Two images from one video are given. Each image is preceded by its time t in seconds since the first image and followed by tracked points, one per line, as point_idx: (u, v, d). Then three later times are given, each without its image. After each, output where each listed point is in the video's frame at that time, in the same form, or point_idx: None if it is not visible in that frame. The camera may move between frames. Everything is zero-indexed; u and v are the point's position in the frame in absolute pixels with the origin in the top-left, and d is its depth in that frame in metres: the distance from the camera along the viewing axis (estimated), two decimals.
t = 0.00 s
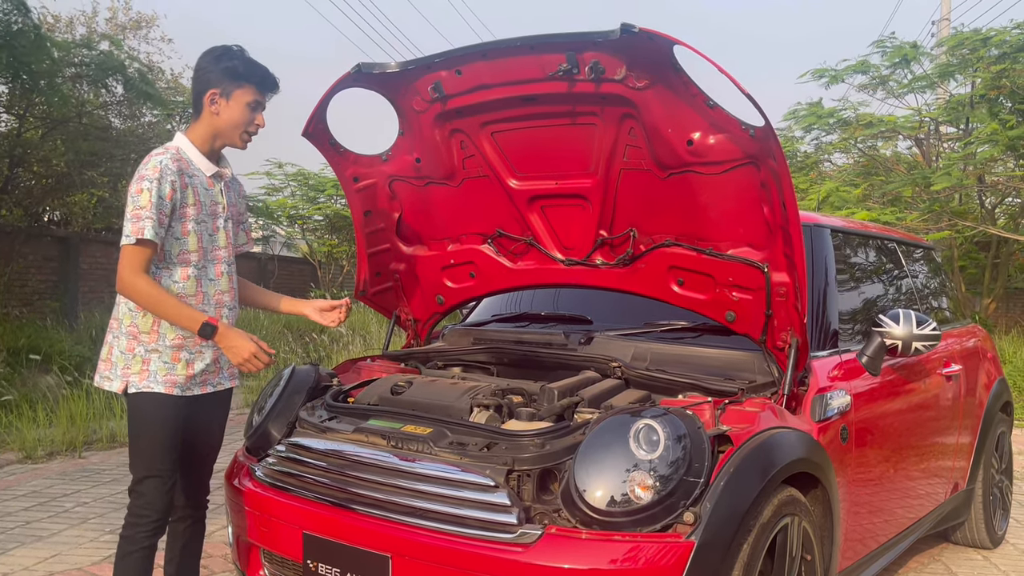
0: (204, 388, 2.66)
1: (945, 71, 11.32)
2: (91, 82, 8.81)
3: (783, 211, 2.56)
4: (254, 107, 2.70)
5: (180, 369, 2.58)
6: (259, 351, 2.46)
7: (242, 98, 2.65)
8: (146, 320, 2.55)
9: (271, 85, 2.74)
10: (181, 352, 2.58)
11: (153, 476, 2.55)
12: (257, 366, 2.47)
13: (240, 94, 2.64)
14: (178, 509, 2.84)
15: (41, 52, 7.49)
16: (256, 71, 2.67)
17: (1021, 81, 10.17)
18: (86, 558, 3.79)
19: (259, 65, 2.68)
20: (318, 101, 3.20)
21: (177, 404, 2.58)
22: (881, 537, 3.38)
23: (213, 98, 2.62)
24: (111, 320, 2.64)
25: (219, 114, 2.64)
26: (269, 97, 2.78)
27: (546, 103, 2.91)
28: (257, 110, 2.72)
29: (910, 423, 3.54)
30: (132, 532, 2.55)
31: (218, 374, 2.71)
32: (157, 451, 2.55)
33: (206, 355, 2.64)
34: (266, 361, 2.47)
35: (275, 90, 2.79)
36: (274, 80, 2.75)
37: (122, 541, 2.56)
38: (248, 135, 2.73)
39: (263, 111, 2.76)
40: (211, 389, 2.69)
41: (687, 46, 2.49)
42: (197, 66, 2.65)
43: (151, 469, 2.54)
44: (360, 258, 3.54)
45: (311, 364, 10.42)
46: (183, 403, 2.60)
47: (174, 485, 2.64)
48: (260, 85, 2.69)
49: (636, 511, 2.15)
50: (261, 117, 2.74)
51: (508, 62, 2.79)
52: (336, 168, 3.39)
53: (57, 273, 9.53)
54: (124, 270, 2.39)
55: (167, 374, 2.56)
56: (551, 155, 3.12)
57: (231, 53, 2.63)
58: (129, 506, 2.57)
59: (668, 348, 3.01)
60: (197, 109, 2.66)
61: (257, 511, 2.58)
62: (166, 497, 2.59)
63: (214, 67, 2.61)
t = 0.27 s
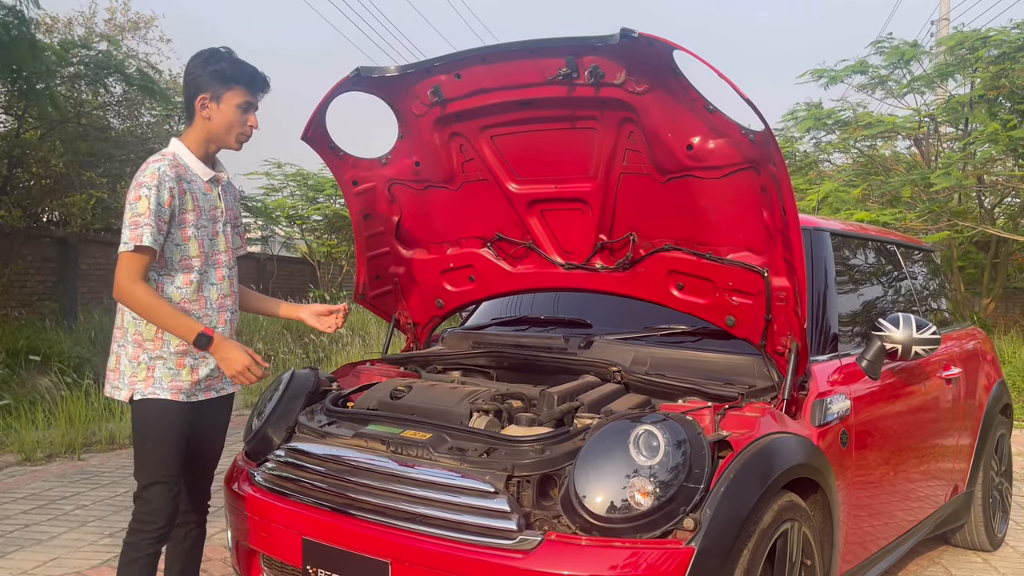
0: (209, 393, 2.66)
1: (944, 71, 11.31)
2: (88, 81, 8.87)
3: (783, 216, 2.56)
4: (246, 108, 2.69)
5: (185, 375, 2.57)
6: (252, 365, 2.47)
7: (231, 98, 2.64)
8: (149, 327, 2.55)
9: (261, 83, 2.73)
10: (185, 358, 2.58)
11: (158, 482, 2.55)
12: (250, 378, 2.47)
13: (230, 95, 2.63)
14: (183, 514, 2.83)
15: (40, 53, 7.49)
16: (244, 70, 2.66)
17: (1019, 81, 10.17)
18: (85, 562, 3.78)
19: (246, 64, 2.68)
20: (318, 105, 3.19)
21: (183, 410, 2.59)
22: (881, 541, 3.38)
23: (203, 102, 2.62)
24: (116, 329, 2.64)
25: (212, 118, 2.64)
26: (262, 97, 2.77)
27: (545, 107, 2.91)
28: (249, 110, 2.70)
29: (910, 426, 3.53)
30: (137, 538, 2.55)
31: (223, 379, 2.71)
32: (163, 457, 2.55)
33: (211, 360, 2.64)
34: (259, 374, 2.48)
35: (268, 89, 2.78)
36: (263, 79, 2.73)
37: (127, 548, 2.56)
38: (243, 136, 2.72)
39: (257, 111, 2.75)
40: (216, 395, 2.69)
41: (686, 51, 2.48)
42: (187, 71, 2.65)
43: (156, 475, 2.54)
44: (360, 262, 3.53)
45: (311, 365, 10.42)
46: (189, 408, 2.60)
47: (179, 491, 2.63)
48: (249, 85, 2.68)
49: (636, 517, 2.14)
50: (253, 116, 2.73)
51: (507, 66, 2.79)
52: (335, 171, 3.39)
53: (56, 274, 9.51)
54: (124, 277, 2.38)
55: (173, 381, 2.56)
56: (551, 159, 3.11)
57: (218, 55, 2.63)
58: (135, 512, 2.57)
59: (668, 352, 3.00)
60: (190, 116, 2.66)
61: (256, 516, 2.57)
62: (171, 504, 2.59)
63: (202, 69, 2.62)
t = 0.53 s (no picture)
0: (209, 399, 2.65)
1: (944, 71, 11.32)
2: (88, 81, 8.86)
3: (784, 220, 2.56)
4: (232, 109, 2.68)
5: (182, 380, 2.57)
6: (243, 367, 2.44)
7: (218, 98, 2.63)
8: (144, 333, 2.55)
9: (249, 83, 2.71)
10: (181, 363, 2.57)
11: (157, 487, 2.54)
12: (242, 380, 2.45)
13: (218, 96, 2.63)
14: (183, 519, 2.83)
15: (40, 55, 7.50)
16: (230, 71, 2.65)
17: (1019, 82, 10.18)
18: (85, 564, 3.78)
19: (231, 64, 2.66)
20: (318, 108, 3.19)
21: (181, 415, 2.58)
22: (882, 544, 3.38)
23: (188, 104, 2.61)
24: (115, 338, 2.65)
25: (198, 121, 2.63)
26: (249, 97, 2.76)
27: (546, 110, 2.91)
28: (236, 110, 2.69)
29: (910, 428, 3.53)
30: (137, 545, 2.54)
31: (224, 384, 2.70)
32: (162, 461, 2.54)
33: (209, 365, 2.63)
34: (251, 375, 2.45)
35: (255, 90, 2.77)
36: (250, 79, 2.72)
37: (127, 553, 2.55)
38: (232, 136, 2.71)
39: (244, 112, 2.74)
40: (217, 400, 2.68)
41: (687, 55, 2.48)
42: (174, 75, 2.64)
43: (155, 480, 2.54)
44: (360, 264, 3.53)
45: (310, 365, 10.41)
46: (186, 413, 2.59)
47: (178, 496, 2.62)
48: (234, 86, 2.66)
49: (637, 522, 2.14)
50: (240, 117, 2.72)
51: (508, 69, 2.78)
52: (335, 174, 3.38)
53: (55, 274, 9.49)
54: (112, 284, 2.39)
55: (169, 386, 2.55)
56: (551, 163, 3.11)
57: (204, 57, 2.62)
58: (134, 518, 2.56)
59: (669, 356, 3.00)
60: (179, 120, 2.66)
61: (256, 521, 2.57)
62: (170, 509, 2.58)
63: (189, 71, 2.61)
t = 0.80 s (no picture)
0: (201, 406, 2.62)
1: (944, 73, 11.33)
2: (90, 83, 9.04)
3: (783, 226, 2.56)
4: (208, 106, 2.62)
5: (168, 385, 2.56)
6: (196, 371, 2.40)
7: (193, 94, 2.60)
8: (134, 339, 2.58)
9: (229, 78, 2.67)
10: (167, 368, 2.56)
11: (149, 492, 2.55)
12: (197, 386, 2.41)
13: (193, 93, 2.60)
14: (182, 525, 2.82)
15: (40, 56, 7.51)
16: (201, 66, 2.61)
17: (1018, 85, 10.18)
18: (84, 567, 3.78)
19: (207, 62, 2.62)
20: (318, 112, 3.19)
21: (171, 420, 2.58)
22: (880, 548, 3.38)
23: (167, 109, 2.61)
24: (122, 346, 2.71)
25: (178, 124, 2.62)
26: (234, 94, 2.71)
27: (546, 115, 2.91)
28: (215, 105, 2.63)
29: (910, 432, 3.53)
30: (131, 549, 2.54)
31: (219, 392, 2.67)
32: (153, 467, 2.55)
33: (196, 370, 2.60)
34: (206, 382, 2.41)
35: (237, 84, 2.71)
36: (228, 73, 2.67)
37: (122, 559, 2.56)
38: (215, 133, 2.65)
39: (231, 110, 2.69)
40: (211, 408, 2.65)
41: (688, 61, 2.48)
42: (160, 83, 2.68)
43: (147, 485, 2.54)
44: (360, 267, 3.54)
45: (309, 365, 10.41)
46: (175, 418, 2.58)
47: (172, 501, 2.62)
48: (208, 82, 2.61)
49: (636, 528, 2.14)
50: (224, 115, 2.66)
51: (508, 74, 2.78)
52: (335, 177, 3.38)
53: (55, 273, 9.48)
54: (88, 290, 2.44)
55: (155, 390, 2.55)
56: (552, 167, 3.11)
57: (180, 58, 2.61)
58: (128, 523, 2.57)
59: (668, 361, 3.00)
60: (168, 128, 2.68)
61: (256, 525, 2.57)
62: (163, 514, 2.58)
63: (168, 75, 2.62)
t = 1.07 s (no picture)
0: (190, 411, 2.61)
1: (943, 77, 11.34)
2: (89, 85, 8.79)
3: (782, 233, 2.57)
4: (187, 105, 2.60)
5: (154, 388, 2.58)
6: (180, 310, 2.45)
7: (173, 98, 2.61)
8: (129, 340, 2.63)
9: (206, 71, 2.63)
10: (155, 370, 2.60)
11: (136, 495, 2.57)
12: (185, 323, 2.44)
13: (174, 96, 2.61)
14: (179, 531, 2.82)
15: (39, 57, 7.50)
16: (177, 68, 2.62)
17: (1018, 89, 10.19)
18: (83, 569, 3.79)
19: (190, 62, 2.62)
20: (319, 116, 3.20)
21: (158, 423, 2.59)
22: (878, 552, 3.39)
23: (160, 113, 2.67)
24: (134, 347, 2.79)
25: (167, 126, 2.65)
26: (222, 91, 2.67)
27: (546, 121, 2.92)
28: (196, 103, 2.61)
29: (908, 436, 3.54)
30: (120, 552, 2.57)
31: (210, 397, 2.66)
32: (140, 470, 2.57)
33: (182, 374, 2.61)
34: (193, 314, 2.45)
35: (223, 78, 2.67)
36: (204, 67, 2.63)
37: (113, 560, 2.59)
38: (199, 130, 2.63)
39: (221, 110, 2.66)
40: (200, 413, 2.64)
41: (687, 69, 2.49)
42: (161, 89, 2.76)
43: (134, 488, 2.57)
44: (360, 271, 3.55)
45: (308, 367, 10.41)
46: (162, 421, 2.59)
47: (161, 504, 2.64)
48: (189, 81, 2.61)
49: (635, 534, 2.15)
50: (211, 114, 2.63)
51: (508, 80, 2.79)
52: (335, 181, 3.39)
53: (54, 273, 9.47)
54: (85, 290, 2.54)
55: (141, 393, 2.58)
56: (551, 172, 3.12)
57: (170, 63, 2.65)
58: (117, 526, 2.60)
59: (667, 366, 3.01)
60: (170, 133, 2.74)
61: (255, 529, 2.57)
62: (151, 517, 2.60)
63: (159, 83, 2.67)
